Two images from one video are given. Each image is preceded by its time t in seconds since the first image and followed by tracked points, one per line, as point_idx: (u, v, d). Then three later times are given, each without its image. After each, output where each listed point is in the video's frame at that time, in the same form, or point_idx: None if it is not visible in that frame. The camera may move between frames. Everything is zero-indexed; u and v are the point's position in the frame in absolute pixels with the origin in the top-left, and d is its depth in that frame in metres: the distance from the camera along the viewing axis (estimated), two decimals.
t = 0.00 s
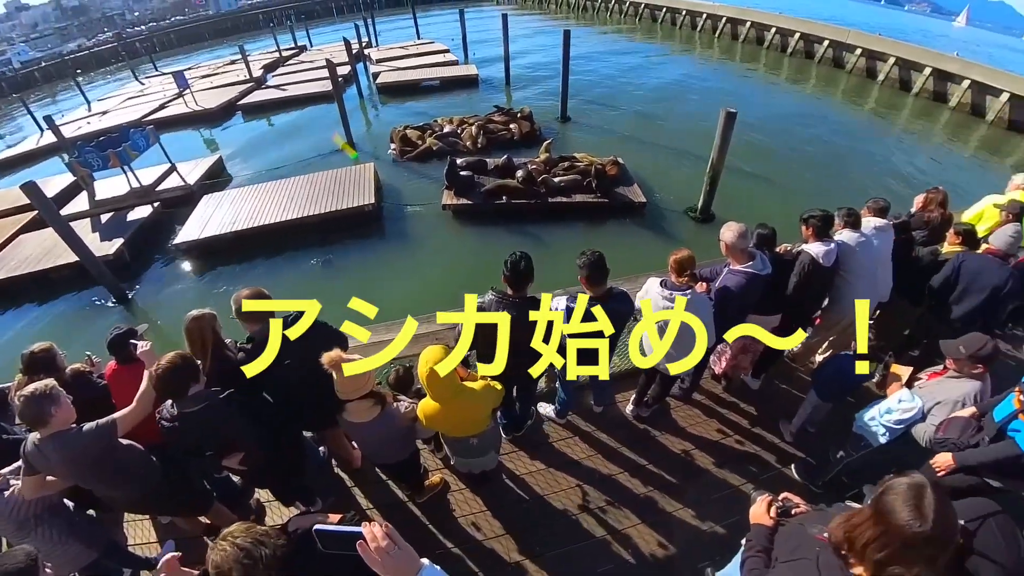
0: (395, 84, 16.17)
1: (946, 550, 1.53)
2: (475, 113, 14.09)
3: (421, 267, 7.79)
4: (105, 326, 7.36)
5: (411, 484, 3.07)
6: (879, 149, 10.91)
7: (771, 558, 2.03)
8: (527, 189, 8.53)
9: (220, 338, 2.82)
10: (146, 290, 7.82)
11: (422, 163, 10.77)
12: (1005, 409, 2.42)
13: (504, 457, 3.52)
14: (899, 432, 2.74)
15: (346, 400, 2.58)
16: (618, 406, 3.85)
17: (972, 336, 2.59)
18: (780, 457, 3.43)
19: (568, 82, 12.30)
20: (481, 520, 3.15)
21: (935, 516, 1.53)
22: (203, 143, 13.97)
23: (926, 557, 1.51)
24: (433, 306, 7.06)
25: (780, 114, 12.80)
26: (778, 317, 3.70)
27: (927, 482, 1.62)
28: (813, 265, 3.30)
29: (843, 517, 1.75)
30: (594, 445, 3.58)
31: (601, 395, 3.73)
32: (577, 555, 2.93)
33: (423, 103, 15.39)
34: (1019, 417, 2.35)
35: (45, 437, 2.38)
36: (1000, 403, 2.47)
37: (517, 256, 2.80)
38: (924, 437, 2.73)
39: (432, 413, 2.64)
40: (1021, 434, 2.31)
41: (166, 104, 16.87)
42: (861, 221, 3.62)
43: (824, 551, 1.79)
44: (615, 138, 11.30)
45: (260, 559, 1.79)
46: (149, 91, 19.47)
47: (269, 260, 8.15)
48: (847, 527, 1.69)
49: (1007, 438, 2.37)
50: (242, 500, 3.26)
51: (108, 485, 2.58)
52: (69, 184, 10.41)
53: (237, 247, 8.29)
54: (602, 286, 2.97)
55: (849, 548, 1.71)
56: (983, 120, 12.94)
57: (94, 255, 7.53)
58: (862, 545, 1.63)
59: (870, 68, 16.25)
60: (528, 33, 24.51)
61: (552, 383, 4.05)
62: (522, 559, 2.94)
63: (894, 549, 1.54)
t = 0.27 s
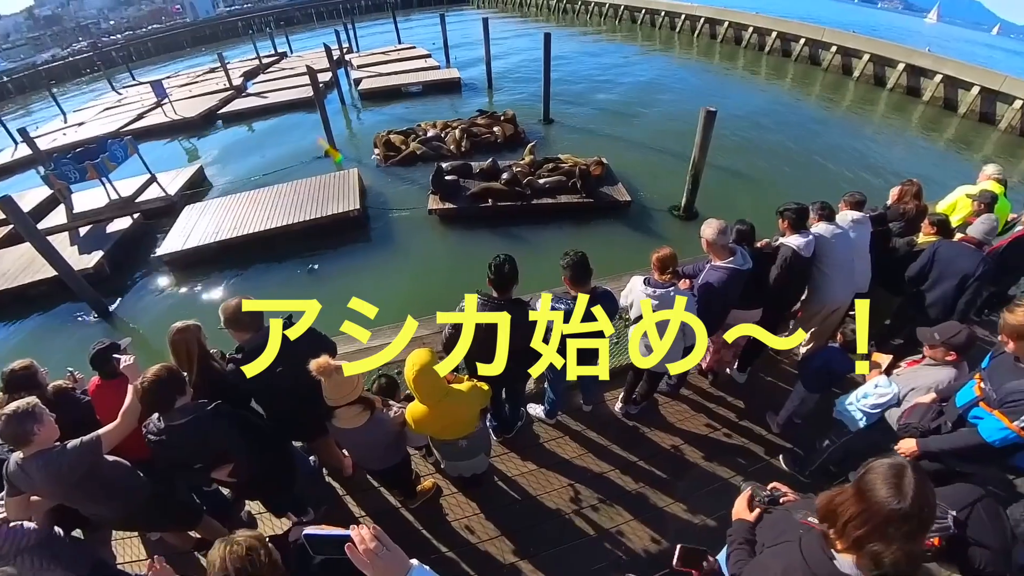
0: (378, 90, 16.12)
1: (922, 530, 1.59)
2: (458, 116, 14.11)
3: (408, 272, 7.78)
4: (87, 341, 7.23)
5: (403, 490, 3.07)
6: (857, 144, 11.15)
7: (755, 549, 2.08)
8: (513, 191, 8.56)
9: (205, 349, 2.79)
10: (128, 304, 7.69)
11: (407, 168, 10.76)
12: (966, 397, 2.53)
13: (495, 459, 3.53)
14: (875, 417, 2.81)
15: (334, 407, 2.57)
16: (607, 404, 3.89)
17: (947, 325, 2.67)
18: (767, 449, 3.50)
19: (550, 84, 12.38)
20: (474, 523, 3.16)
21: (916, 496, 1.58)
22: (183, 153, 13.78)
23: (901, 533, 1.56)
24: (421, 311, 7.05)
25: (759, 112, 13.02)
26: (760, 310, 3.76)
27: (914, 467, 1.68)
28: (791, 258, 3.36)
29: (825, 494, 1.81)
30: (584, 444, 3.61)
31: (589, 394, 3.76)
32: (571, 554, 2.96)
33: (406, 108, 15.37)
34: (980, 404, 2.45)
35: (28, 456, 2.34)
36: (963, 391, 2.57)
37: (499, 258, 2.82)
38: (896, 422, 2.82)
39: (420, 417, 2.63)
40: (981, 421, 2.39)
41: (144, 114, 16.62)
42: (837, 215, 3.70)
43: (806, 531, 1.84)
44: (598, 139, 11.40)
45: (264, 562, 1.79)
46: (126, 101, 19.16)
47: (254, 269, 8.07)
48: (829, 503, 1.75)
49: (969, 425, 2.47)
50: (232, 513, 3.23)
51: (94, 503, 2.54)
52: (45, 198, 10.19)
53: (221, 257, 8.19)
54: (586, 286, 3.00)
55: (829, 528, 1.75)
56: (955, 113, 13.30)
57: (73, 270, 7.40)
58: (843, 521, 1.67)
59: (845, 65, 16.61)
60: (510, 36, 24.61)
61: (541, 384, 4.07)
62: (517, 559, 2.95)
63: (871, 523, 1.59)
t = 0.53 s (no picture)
0: (366, 94, 16.10)
1: (905, 511, 1.65)
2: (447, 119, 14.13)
3: (400, 276, 7.79)
4: (78, 353, 7.16)
5: (400, 492, 3.09)
6: (842, 141, 11.32)
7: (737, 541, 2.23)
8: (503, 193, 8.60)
9: (199, 357, 2.80)
10: (118, 314, 7.62)
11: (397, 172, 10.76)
12: (934, 388, 2.60)
13: (490, 460, 3.57)
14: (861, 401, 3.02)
15: (331, 410, 2.60)
16: (600, 402, 3.94)
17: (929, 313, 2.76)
18: (757, 442, 3.56)
19: (538, 86, 12.45)
20: (472, 523, 3.19)
21: (898, 478, 1.64)
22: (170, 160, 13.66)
23: (884, 513, 1.62)
24: (414, 315, 7.05)
25: (745, 111, 13.17)
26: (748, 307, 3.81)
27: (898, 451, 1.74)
28: (776, 253, 3.42)
29: (813, 479, 1.87)
30: (579, 442, 3.65)
31: (583, 393, 3.80)
32: (568, 551, 3.00)
33: (395, 112, 15.36)
34: (945, 396, 2.51)
35: (23, 468, 2.34)
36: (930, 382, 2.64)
37: (491, 260, 2.86)
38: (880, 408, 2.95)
39: (417, 418, 2.66)
40: (947, 413, 2.45)
41: (129, 121, 16.46)
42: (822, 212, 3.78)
43: (794, 514, 1.90)
44: (587, 140, 11.48)
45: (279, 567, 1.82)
46: (111, 108, 18.96)
47: (244, 275, 8.04)
48: (817, 486, 1.80)
49: (936, 416, 2.54)
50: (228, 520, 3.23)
51: (90, 513, 2.54)
52: (30, 208, 10.04)
53: (212, 265, 8.14)
54: (576, 285, 3.04)
55: (817, 511, 1.82)
56: (937, 109, 13.55)
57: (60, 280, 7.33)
58: (829, 504, 1.73)
59: (829, 63, 16.86)
60: (497, 39, 24.68)
61: (534, 384, 4.11)
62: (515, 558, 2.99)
63: (855, 505, 1.65)
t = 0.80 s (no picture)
0: (359, 97, 16.08)
1: (896, 501, 1.68)
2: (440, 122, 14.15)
3: (396, 278, 7.79)
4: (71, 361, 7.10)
5: (398, 495, 3.09)
6: (833, 139, 11.44)
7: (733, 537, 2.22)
8: (498, 195, 8.62)
9: (195, 363, 2.80)
10: (111, 321, 7.57)
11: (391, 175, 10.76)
12: (909, 384, 2.66)
13: (488, 461, 3.58)
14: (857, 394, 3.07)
15: (328, 413, 2.60)
16: (596, 402, 3.96)
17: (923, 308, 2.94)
18: (752, 440, 3.59)
19: (531, 88, 12.49)
20: (470, 524, 3.20)
21: (889, 470, 1.67)
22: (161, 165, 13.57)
23: (872, 502, 1.66)
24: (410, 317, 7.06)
25: (737, 111, 13.26)
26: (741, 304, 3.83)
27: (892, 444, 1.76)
28: (767, 252, 3.47)
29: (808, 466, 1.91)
30: (575, 442, 3.67)
31: (578, 393, 3.82)
32: (567, 550, 3.01)
33: (388, 115, 15.35)
34: (922, 392, 2.55)
35: (19, 477, 2.33)
36: (907, 379, 2.69)
37: (486, 262, 2.88)
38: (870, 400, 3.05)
39: (413, 420, 2.66)
40: (926, 410, 2.50)
41: (120, 127, 16.36)
42: (812, 210, 3.82)
43: (788, 503, 1.94)
44: (580, 141, 11.53)
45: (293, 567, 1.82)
46: (101, 113, 18.84)
47: (238, 281, 8.00)
48: (810, 474, 1.85)
49: (915, 414, 2.57)
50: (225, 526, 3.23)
51: (87, 522, 2.53)
52: (19, 215, 9.94)
53: (205, 270, 8.10)
54: (571, 286, 3.05)
55: (811, 499, 1.86)
56: (925, 107, 13.72)
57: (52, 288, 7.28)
58: (820, 490, 1.78)
59: (818, 62, 17.02)
60: (489, 41, 24.72)
61: (530, 384, 4.12)
62: (515, 559, 3.00)
63: (843, 492, 1.70)
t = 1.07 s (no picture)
0: (355, 100, 16.07)
1: (894, 497, 1.68)
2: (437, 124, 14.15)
3: (392, 280, 7.77)
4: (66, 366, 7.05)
5: (395, 498, 3.07)
6: (828, 139, 11.49)
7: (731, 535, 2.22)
8: (495, 196, 8.62)
9: (189, 367, 2.78)
10: (107, 326, 7.52)
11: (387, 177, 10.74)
12: (882, 381, 2.68)
13: (485, 463, 3.57)
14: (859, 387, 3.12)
15: (324, 416, 2.58)
16: (593, 403, 3.95)
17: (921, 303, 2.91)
18: (750, 440, 3.58)
19: (527, 89, 12.51)
20: (468, 527, 3.19)
21: (886, 466, 1.67)
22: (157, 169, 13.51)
23: (867, 498, 1.65)
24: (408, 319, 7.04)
25: (732, 111, 13.31)
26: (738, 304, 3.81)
27: (893, 444, 1.76)
28: (763, 252, 3.48)
29: (809, 460, 1.95)
30: (573, 444, 3.66)
31: (576, 395, 3.81)
32: (566, 552, 3.00)
33: (383, 117, 15.34)
34: (894, 388, 2.59)
35: (10, 483, 2.30)
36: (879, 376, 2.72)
37: (482, 264, 2.86)
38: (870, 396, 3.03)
39: (409, 424, 2.64)
40: (904, 407, 2.51)
41: (115, 130, 16.29)
42: (808, 209, 3.83)
43: (788, 498, 1.95)
44: (576, 142, 11.54)
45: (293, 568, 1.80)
46: (96, 117, 18.76)
47: (234, 284, 7.96)
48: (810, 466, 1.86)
49: (890, 412, 2.60)
50: (221, 531, 3.20)
51: (80, 529, 2.50)
52: (13, 219, 9.86)
53: (201, 274, 8.06)
54: (567, 287, 3.05)
55: (810, 493, 1.87)
56: (919, 107, 13.80)
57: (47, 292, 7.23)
58: (816, 482, 1.81)
59: (813, 63, 17.12)
60: (485, 43, 24.77)
61: (528, 386, 4.11)
62: (513, 561, 2.98)
63: (837, 484, 1.71)
